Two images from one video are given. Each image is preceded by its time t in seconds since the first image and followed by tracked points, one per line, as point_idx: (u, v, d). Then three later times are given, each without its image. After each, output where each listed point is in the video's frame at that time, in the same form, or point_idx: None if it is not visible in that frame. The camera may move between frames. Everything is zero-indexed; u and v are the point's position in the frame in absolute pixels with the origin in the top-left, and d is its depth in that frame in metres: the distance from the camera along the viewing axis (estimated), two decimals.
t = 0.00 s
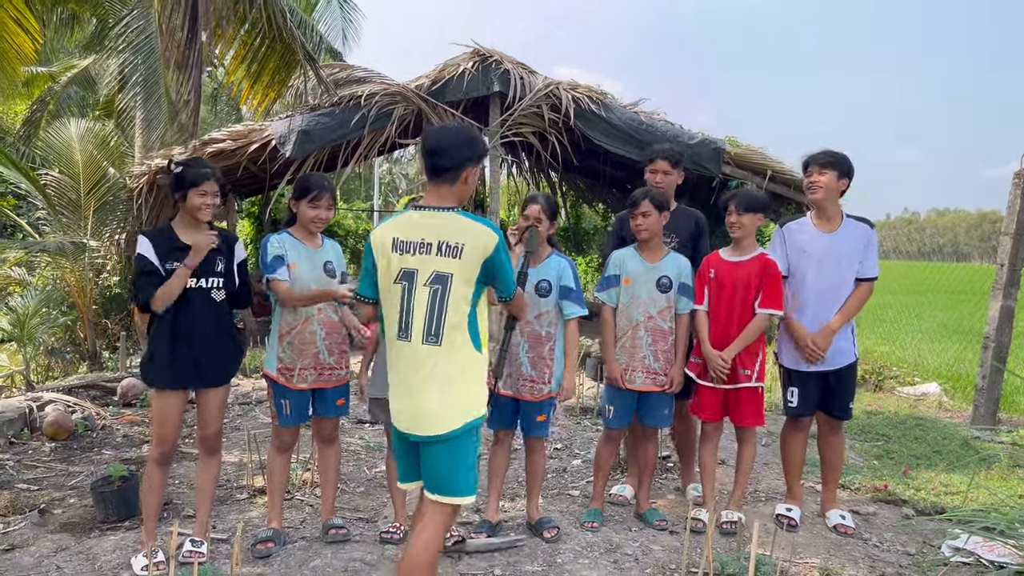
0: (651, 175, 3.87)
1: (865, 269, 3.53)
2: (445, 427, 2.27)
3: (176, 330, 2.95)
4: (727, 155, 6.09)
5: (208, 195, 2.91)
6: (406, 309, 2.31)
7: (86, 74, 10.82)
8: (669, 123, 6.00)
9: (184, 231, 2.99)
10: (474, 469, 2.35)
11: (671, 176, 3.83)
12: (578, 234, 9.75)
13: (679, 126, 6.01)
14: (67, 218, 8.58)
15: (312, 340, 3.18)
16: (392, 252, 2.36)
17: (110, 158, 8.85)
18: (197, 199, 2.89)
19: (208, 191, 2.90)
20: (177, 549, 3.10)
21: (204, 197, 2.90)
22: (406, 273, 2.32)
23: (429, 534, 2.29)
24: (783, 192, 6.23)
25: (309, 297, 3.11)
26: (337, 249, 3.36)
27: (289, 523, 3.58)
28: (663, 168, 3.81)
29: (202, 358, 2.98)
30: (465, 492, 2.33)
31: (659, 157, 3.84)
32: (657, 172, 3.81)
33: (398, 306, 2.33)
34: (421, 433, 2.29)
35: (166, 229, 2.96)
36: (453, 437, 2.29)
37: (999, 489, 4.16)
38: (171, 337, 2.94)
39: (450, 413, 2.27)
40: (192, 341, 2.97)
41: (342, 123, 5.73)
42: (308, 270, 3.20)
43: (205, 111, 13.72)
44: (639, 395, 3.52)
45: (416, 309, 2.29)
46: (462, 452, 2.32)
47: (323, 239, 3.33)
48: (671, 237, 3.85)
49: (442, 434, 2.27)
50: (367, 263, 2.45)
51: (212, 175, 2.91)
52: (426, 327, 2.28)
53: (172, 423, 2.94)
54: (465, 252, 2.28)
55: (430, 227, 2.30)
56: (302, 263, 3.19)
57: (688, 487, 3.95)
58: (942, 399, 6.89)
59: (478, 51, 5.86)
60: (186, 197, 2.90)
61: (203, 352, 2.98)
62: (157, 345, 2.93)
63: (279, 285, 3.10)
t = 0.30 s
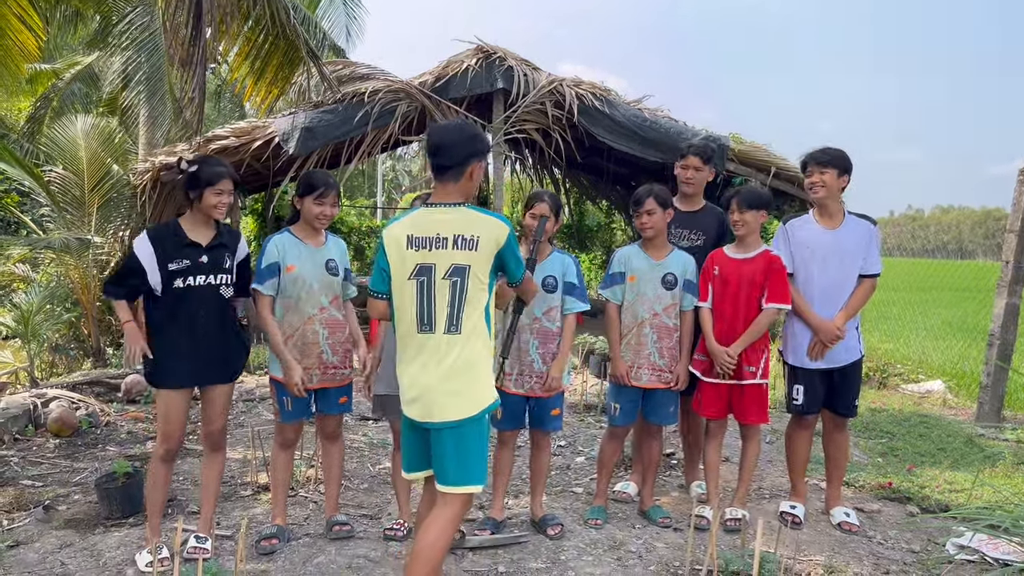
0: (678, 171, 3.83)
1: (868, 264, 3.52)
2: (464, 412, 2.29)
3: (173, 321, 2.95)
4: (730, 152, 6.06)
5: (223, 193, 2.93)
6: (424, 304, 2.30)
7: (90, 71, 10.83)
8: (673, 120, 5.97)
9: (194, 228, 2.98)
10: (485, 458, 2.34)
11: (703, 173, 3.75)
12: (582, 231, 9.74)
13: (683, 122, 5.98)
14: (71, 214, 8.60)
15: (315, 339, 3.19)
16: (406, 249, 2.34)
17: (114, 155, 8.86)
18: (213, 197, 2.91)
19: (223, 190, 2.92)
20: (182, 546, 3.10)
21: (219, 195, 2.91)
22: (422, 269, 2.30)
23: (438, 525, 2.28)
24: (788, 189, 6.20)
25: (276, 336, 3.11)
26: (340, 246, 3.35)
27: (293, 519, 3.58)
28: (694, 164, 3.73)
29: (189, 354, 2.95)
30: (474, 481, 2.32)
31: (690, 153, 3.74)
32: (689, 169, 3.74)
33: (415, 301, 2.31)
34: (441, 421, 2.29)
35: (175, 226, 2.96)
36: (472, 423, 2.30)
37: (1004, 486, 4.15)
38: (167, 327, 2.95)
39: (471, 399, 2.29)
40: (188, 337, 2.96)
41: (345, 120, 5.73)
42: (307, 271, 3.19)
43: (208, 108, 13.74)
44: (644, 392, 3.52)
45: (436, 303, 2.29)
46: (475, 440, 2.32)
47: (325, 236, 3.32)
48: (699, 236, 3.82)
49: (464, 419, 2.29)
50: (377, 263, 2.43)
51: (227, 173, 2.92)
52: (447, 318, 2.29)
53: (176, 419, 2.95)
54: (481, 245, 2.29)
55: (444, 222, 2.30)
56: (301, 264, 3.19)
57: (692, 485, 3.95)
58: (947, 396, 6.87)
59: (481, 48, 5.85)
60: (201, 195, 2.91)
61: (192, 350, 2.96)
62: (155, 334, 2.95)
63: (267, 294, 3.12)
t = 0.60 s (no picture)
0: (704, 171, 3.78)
1: (868, 262, 3.53)
2: (468, 405, 2.29)
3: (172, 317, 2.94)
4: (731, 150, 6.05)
5: (226, 191, 2.92)
6: (427, 300, 2.30)
7: (91, 69, 10.84)
8: (674, 117, 5.95)
9: (194, 226, 2.98)
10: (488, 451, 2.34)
11: (730, 174, 3.70)
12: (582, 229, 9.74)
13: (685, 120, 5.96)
14: (73, 212, 8.60)
15: (314, 338, 3.19)
16: (410, 245, 2.36)
17: (115, 153, 8.87)
18: (215, 196, 2.89)
19: (226, 188, 2.91)
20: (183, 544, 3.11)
21: (221, 193, 2.90)
22: (425, 265, 2.32)
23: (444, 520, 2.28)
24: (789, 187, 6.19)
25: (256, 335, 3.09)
26: (342, 243, 3.34)
27: (294, 517, 3.58)
28: (723, 167, 3.66)
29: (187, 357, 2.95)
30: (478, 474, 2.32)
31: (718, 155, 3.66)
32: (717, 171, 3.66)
33: (418, 297, 2.32)
34: (443, 413, 2.29)
35: (176, 223, 2.95)
36: (475, 415, 2.30)
37: (1005, 484, 4.15)
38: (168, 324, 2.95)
39: (473, 393, 2.29)
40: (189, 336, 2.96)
41: (346, 118, 5.72)
42: (307, 269, 3.19)
43: (209, 106, 13.74)
44: (646, 389, 3.52)
45: (439, 299, 2.29)
46: (480, 432, 2.32)
47: (326, 233, 3.31)
48: (719, 237, 3.79)
49: (466, 413, 2.29)
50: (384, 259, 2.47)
51: (229, 172, 2.91)
52: (450, 314, 2.29)
53: (176, 416, 2.95)
54: (482, 243, 2.29)
55: (447, 220, 2.30)
56: (300, 262, 3.19)
57: (693, 483, 3.95)
58: (948, 394, 6.87)
59: (482, 46, 5.84)
60: (203, 194, 2.90)
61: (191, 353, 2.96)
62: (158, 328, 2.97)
63: (262, 292, 3.15)
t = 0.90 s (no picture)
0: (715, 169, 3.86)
1: (862, 262, 3.54)
2: (459, 401, 2.29)
3: (170, 320, 2.94)
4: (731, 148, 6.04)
5: (222, 188, 2.92)
6: (421, 294, 2.35)
7: (91, 68, 10.84)
8: (673, 116, 5.94)
9: (191, 224, 2.98)
10: (484, 447, 2.33)
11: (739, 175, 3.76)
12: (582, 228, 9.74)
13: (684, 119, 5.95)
14: (73, 211, 8.60)
15: (309, 338, 3.18)
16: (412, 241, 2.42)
17: (115, 152, 8.86)
18: (212, 191, 2.89)
19: (222, 184, 2.91)
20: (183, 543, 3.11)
21: (218, 189, 2.90)
22: (421, 260, 2.36)
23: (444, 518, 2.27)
24: (789, 186, 6.19)
25: (264, 336, 3.16)
26: (342, 243, 3.34)
27: (294, 516, 3.58)
28: (732, 168, 3.73)
29: (184, 358, 2.96)
30: (476, 470, 2.31)
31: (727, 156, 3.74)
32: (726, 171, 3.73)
33: (414, 292, 2.37)
34: (435, 408, 2.31)
35: (173, 221, 2.95)
36: (469, 411, 2.30)
37: (1005, 483, 4.15)
38: (166, 326, 2.95)
39: (464, 389, 2.28)
40: (188, 338, 2.96)
41: (346, 117, 5.72)
42: (306, 269, 3.19)
43: (209, 105, 13.74)
44: (644, 388, 3.52)
45: (431, 293, 2.32)
46: (476, 428, 2.31)
47: (326, 231, 3.30)
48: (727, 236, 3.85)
49: (457, 409, 2.29)
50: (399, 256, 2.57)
51: (226, 169, 2.91)
52: (440, 308, 2.31)
53: (172, 415, 2.95)
54: (472, 241, 2.27)
55: (444, 217, 2.32)
56: (299, 262, 3.18)
57: (693, 482, 3.95)
58: (948, 393, 6.87)
59: (481, 44, 5.84)
60: (199, 190, 2.90)
61: (189, 354, 2.97)
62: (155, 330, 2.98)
63: (264, 291, 3.16)
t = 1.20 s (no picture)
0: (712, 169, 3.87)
1: (857, 258, 3.55)
2: (424, 398, 2.27)
3: (166, 320, 2.93)
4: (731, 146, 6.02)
5: (217, 184, 2.92)
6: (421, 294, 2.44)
7: (90, 68, 10.84)
8: (673, 115, 5.94)
9: (186, 223, 2.97)
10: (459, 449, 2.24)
11: (737, 174, 3.77)
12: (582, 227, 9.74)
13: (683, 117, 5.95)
14: (73, 211, 8.59)
15: (307, 338, 3.18)
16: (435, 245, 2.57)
17: (114, 152, 8.86)
18: (205, 188, 2.89)
19: (217, 180, 2.90)
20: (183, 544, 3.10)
21: (213, 186, 2.90)
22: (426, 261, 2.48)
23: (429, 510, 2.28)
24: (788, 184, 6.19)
25: (266, 335, 3.14)
26: (342, 242, 3.34)
27: (294, 516, 3.58)
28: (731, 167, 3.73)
29: (182, 358, 2.95)
30: (452, 471, 2.25)
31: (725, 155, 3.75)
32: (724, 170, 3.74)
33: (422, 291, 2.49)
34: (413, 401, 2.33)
35: (167, 220, 2.94)
36: (433, 410, 2.25)
37: (1006, 481, 4.14)
38: (163, 326, 2.94)
39: (427, 388, 2.26)
40: (185, 338, 2.96)
41: (345, 116, 5.72)
42: (307, 268, 3.19)
43: (208, 104, 13.75)
44: (643, 388, 3.51)
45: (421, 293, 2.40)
46: (444, 427, 2.24)
47: (326, 231, 3.30)
48: (730, 233, 3.84)
49: (423, 406, 2.27)
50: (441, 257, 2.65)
51: (220, 165, 2.91)
52: (422, 307, 2.35)
53: (169, 414, 2.94)
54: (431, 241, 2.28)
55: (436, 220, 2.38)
56: (299, 262, 3.18)
57: (693, 480, 3.95)
58: (948, 391, 6.87)
59: (481, 43, 5.83)
60: (193, 187, 2.89)
61: (186, 354, 2.96)
62: (150, 329, 2.96)
63: (265, 291, 3.14)
